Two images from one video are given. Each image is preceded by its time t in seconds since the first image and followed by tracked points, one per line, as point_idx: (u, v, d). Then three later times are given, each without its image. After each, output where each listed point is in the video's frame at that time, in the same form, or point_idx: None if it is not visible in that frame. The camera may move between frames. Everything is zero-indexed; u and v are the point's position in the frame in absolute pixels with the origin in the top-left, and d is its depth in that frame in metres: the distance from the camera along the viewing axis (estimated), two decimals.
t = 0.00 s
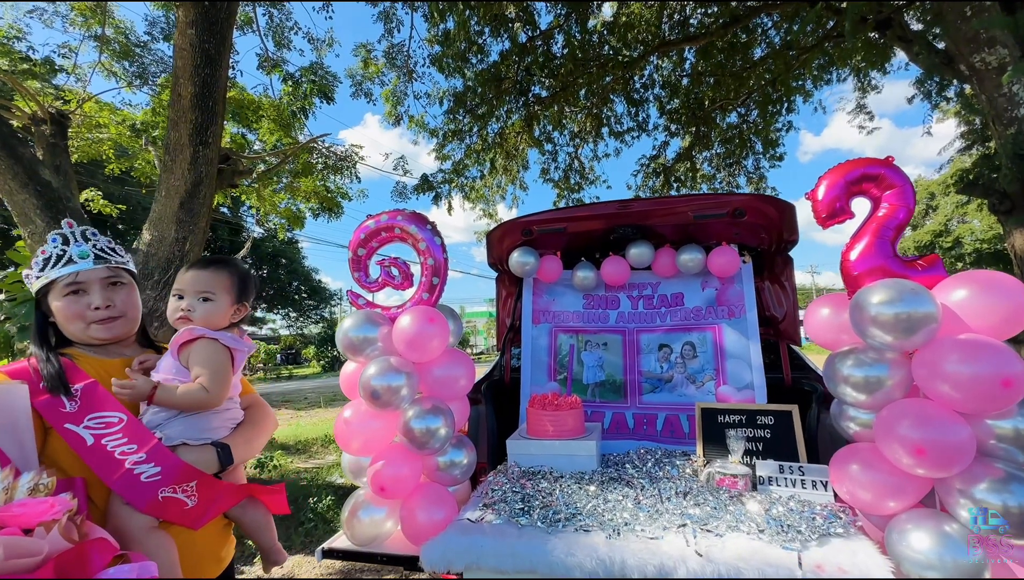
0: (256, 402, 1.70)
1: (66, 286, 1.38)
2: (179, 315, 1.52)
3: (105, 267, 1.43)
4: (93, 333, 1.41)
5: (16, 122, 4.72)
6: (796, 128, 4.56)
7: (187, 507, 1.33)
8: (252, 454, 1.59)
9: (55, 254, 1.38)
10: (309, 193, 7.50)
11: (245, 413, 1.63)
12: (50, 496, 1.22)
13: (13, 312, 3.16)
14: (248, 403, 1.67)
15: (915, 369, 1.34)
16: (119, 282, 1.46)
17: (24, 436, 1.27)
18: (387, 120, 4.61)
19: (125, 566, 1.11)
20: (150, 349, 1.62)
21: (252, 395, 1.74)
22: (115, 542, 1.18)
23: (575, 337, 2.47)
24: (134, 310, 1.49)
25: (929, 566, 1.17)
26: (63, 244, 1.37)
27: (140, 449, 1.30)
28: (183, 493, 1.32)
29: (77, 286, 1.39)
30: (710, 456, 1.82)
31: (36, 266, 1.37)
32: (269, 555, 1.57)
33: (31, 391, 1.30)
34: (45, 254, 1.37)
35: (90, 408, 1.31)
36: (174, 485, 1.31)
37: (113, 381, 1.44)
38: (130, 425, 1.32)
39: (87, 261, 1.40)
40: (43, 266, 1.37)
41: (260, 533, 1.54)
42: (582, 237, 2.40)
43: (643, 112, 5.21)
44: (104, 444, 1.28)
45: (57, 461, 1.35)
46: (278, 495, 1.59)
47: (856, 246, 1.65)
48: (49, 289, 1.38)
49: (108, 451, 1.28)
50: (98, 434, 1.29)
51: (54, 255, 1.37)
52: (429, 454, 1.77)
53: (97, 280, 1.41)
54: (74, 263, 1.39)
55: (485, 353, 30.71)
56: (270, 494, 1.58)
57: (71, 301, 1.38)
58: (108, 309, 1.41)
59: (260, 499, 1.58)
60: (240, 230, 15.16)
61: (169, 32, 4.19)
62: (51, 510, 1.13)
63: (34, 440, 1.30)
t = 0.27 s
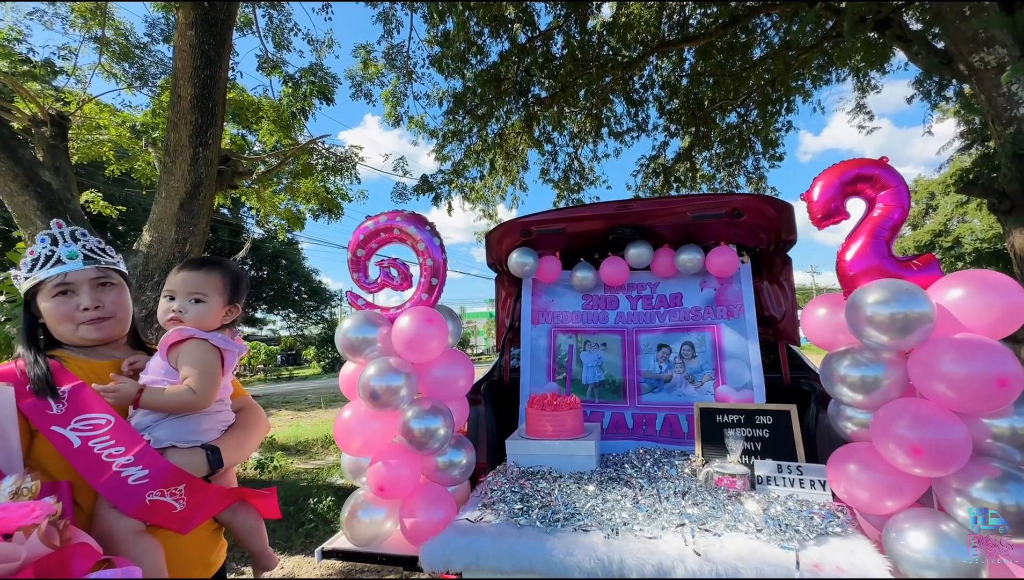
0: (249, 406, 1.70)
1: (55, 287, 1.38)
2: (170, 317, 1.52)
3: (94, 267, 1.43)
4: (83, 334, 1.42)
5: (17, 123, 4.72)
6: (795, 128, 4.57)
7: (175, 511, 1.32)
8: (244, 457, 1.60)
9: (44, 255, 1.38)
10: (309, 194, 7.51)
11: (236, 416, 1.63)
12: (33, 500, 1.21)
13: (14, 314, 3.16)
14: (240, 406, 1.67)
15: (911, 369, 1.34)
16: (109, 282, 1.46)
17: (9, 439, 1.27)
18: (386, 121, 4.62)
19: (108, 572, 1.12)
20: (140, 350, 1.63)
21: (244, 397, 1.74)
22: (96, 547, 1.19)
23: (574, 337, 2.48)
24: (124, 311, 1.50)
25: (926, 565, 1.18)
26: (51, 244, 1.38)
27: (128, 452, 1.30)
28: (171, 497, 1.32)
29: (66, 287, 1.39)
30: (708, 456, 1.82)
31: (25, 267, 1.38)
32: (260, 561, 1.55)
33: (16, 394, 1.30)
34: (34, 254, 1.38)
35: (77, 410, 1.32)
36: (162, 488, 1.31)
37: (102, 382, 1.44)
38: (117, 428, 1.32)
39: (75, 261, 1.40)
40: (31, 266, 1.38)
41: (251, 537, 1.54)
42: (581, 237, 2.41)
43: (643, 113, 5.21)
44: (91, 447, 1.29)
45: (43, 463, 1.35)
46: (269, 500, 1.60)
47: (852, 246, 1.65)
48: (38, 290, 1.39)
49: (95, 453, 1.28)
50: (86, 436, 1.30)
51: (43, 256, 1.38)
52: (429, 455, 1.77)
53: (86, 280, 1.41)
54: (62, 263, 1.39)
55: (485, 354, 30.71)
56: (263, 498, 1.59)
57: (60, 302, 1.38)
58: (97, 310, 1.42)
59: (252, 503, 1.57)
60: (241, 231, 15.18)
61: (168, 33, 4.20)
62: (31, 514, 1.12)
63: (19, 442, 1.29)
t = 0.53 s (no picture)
0: (244, 407, 1.71)
1: (50, 286, 1.39)
2: (169, 316, 1.53)
3: (89, 268, 1.44)
4: (78, 334, 1.43)
5: (16, 124, 4.73)
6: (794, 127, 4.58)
7: (167, 511, 1.32)
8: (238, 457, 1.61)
9: (38, 254, 1.38)
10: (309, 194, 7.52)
11: (230, 416, 1.64)
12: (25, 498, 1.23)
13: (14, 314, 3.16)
14: (235, 406, 1.68)
15: (906, 366, 1.36)
16: (104, 283, 1.47)
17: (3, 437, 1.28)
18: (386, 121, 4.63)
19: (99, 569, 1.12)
20: (134, 350, 1.64)
21: (238, 398, 1.75)
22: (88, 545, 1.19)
23: (572, 336, 2.49)
24: (119, 311, 1.51)
25: (921, 561, 1.19)
26: (46, 244, 1.38)
27: (120, 451, 1.31)
28: (164, 497, 1.32)
29: (61, 287, 1.40)
30: (706, 453, 1.83)
31: (18, 267, 1.37)
32: (253, 561, 1.57)
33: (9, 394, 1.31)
34: (28, 253, 1.38)
35: (69, 409, 1.33)
36: (154, 488, 1.31)
37: (95, 382, 1.43)
38: (110, 427, 1.33)
39: (71, 260, 1.40)
40: (25, 266, 1.38)
41: (245, 537, 1.53)
42: (580, 237, 2.41)
43: (642, 112, 5.22)
44: (84, 445, 1.30)
45: (34, 462, 1.35)
46: (263, 499, 1.58)
47: (847, 245, 1.66)
48: (32, 290, 1.39)
49: (87, 452, 1.29)
50: (78, 435, 1.30)
51: (38, 255, 1.38)
52: (428, 453, 1.79)
53: (81, 281, 1.42)
54: (58, 263, 1.39)
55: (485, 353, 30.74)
56: (256, 497, 1.57)
57: (55, 301, 1.39)
58: (93, 310, 1.43)
59: (245, 502, 1.56)
60: (241, 231, 15.20)
61: (168, 33, 4.21)
62: (23, 510, 1.16)
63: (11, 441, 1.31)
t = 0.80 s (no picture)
0: (246, 404, 1.73)
1: (57, 289, 1.40)
2: (169, 316, 1.54)
3: (97, 269, 1.46)
4: (85, 333, 1.45)
5: (17, 124, 4.75)
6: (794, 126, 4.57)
7: (172, 504, 1.36)
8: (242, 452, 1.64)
9: (45, 255, 1.40)
10: (309, 193, 7.54)
11: (233, 413, 1.66)
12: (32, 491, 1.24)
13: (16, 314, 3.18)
14: (237, 403, 1.71)
15: (898, 363, 1.38)
16: (111, 284, 1.49)
17: (9, 432, 1.30)
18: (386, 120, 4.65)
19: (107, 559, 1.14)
20: (138, 348, 1.67)
21: (240, 395, 1.77)
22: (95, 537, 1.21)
23: (571, 334, 2.51)
24: (125, 311, 1.53)
25: (913, 553, 1.21)
26: (53, 246, 1.40)
27: (127, 446, 1.34)
28: (169, 490, 1.35)
29: (68, 289, 1.42)
30: (702, 449, 1.85)
31: (25, 268, 1.39)
32: (254, 556, 1.58)
33: (16, 390, 1.33)
34: (35, 255, 1.39)
35: (75, 405, 1.35)
36: (160, 482, 1.34)
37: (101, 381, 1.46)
38: (116, 422, 1.36)
39: (77, 263, 1.42)
40: (32, 268, 1.39)
41: (247, 532, 1.56)
42: (578, 235, 2.43)
43: (642, 111, 5.24)
44: (90, 440, 1.32)
45: (40, 458, 1.37)
46: (264, 494, 1.61)
47: (841, 243, 1.67)
48: (39, 291, 1.40)
49: (94, 446, 1.31)
50: (85, 430, 1.33)
51: (45, 256, 1.39)
52: (427, 449, 1.81)
53: (88, 283, 1.44)
54: (65, 265, 1.41)
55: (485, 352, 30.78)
56: (257, 492, 1.60)
57: (63, 303, 1.41)
58: (100, 311, 1.45)
59: (247, 497, 1.59)
60: (240, 231, 15.22)
61: (168, 32, 4.22)
62: (31, 503, 1.16)
63: (17, 435, 1.32)
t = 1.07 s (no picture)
0: (256, 401, 1.77)
1: (71, 288, 1.44)
2: (185, 316, 1.58)
3: (106, 268, 1.50)
4: (101, 331, 1.48)
5: (19, 124, 4.79)
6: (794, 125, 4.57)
7: (193, 496, 1.39)
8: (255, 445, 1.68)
9: (57, 257, 1.44)
10: (310, 192, 7.58)
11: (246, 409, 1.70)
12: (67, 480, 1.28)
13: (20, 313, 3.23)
14: (249, 400, 1.74)
15: (887, 362, 1.41)
16: (121, 282, 1.52)
17: (38, 426, 1.33)
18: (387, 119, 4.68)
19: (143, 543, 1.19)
20: (153, 347, 1.70)
21: (251, 393, 1.81)
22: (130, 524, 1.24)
23: (569, 333, 2.54)
24: (137, 308, 1.57)
25: (899, 546, 1.25)
26: (64, 247, 1.44)
27: (150, 440, 1.37)
28: (191, 483, 1.39)
29: (81, 287, 1.45)
30: (698, 446, 1.89)
31: (38, 270, 1.43)
32: (267, 546, 1.62)
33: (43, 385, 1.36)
34: (48, 257, 1.44)
35: (100, 401, 1.38)
36: (182, 475, 1.38)
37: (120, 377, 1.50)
38: (139, 418, 1.39)
39: (87, 262, 1.46)
40: (45, 269, 1.43)
41: (260, 524, 1.59)
42: (577, 236, 2.47)
43: (642, 110, 5.27)
44: (115, 436, 1.35)
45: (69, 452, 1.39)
46: (276, 487, 1.64)
47: (832, 244, 1.71)
48: (54, 291, 1.44)
49: (119, 441, 1.35)
50: (109, 425, 1.36)
51: (57, 258, 1.44)
52: (429, 445, 1.85)
53: (99, 281, 1.47)
54: (76, 265, 1.45)
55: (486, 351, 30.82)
56: (269, 485, 1.63)
57: (77, 302, 1.44)
58: (112, 308, 1.48)
59: (259, 490, 1.62)
60: (241, 229, 15.24)
61: (169, 32, 4.25)
62: (72, 491, 1.20)
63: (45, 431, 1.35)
